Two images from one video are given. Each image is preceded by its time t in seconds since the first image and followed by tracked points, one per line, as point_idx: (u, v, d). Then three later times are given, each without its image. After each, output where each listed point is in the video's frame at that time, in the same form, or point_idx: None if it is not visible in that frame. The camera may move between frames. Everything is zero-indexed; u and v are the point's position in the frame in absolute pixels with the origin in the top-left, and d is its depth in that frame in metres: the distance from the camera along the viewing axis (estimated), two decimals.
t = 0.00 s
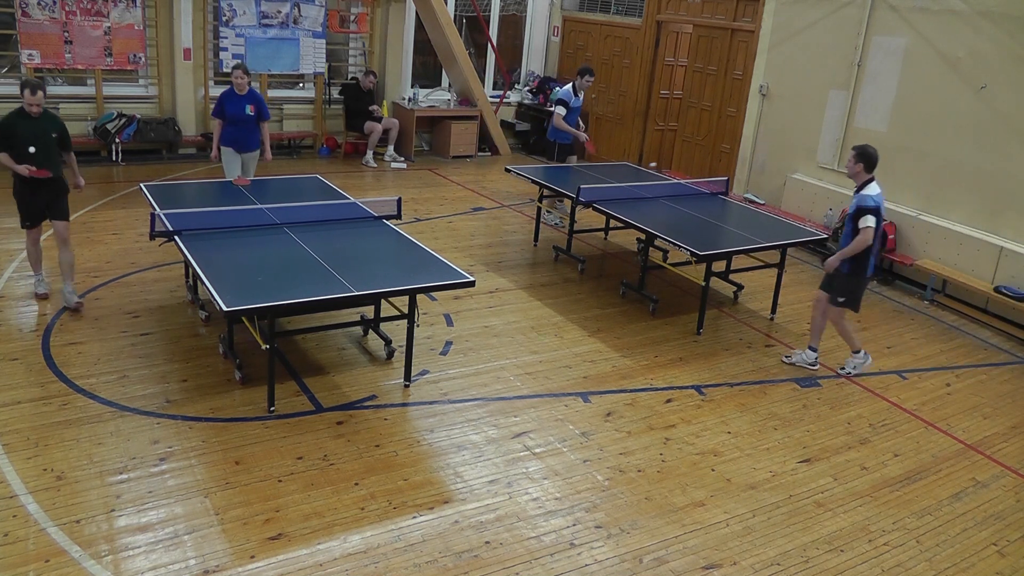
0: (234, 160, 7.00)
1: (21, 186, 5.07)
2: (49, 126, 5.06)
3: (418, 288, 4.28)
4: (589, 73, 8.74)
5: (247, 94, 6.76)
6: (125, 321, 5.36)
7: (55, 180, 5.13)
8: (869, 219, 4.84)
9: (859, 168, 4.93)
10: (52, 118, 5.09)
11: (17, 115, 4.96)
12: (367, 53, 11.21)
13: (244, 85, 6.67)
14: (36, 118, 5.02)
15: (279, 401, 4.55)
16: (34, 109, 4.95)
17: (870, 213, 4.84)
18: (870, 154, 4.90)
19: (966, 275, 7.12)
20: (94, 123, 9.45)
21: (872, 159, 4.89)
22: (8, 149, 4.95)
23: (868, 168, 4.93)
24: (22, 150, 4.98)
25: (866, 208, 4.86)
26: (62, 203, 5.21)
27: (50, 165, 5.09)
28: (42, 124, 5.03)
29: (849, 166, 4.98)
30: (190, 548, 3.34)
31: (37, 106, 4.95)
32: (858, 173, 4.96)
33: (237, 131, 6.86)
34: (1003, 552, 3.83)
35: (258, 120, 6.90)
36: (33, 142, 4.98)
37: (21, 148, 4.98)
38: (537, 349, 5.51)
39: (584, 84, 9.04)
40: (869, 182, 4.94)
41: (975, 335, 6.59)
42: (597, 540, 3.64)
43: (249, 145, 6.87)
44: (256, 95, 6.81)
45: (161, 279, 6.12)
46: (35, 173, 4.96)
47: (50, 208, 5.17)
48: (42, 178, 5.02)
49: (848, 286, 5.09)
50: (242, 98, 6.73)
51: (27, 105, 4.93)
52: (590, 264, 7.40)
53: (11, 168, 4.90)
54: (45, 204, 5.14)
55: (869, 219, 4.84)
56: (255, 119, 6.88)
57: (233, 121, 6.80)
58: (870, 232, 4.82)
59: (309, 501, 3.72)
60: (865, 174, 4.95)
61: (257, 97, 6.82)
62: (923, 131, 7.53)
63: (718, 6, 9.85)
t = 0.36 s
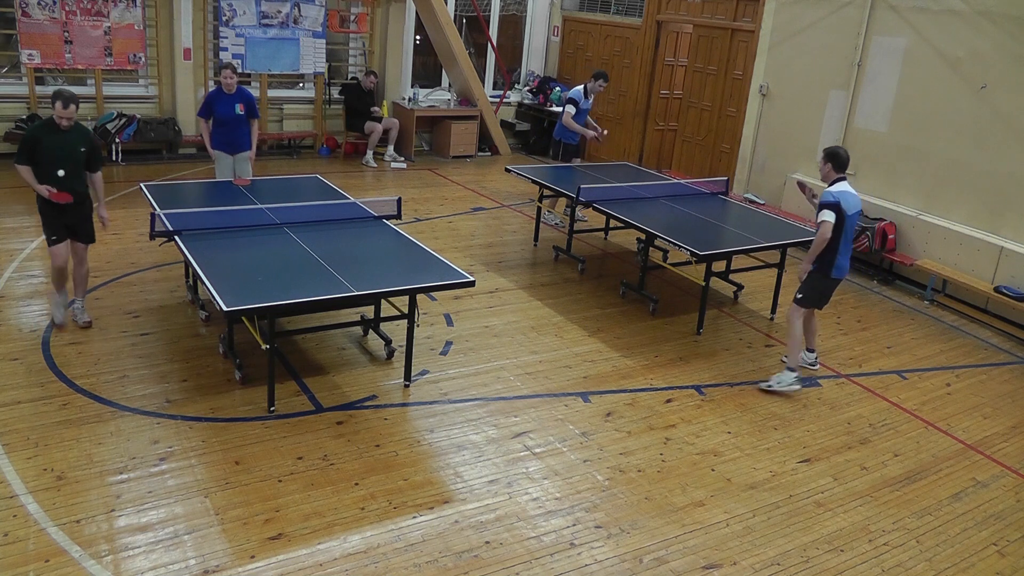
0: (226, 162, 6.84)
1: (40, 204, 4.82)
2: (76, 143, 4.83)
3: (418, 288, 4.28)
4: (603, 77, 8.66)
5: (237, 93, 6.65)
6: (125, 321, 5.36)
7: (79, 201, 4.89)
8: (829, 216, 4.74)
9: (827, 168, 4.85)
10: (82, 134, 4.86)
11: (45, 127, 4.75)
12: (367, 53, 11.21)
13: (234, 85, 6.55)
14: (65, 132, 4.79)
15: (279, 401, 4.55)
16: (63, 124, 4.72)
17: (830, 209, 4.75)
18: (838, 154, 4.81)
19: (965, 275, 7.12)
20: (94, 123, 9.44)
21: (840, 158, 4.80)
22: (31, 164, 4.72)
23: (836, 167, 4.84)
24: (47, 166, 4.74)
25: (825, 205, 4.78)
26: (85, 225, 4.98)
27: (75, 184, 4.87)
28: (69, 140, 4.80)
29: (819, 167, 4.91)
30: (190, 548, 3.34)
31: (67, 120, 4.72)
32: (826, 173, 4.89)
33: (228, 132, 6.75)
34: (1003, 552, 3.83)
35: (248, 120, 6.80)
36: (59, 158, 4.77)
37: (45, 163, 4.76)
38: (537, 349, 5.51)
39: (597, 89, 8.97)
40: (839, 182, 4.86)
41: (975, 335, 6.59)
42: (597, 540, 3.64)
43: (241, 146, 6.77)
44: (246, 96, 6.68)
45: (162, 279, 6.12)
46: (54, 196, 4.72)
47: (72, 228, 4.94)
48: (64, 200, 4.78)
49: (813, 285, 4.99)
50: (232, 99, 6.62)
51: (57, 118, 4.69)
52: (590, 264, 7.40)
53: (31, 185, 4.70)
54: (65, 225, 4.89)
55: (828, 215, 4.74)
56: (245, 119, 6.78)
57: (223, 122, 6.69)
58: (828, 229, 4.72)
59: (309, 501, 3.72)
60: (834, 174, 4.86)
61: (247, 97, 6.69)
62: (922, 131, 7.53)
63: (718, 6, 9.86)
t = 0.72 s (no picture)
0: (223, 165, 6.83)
1: (66, 233, 4.34)
2: (100, 162, 4.43)
3: (418, 288, 4.28)
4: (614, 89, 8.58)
5: (237, 99, 6.61)
6: (126, 321, 5.36)
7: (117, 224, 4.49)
8: (795, 229, 4.63)
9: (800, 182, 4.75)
10: (105, 152, 4.47)
11: (65, 149, 4.32)
12: (367, 53, 11.21)
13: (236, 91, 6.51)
14: (87, 152, 4.39)
15: (279, 401, 4.56)
16: (86, 143, 4.32)
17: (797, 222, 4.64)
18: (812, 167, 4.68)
19: (965, 275, 7.11)
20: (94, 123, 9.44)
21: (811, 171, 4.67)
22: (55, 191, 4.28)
23: (809, 179, 4.71)
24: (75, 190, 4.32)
25: (794, 218, 4.65)
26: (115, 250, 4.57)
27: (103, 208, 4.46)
28: (94, 161, 4.40)
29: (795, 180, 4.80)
30: (190, 548, 3.35)
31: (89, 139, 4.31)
32: (800, 186, 4.78)
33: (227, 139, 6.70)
34: (1003, 552, 3.84)
35: (248, 127, 6.75)
36: (86, 181, 4.36)
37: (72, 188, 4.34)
38: (537, 349, 5.51)
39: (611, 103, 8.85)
40: (812, 195, 4.73)
41: (975, 335, 6.59)
42: (597, 540, 3.64)
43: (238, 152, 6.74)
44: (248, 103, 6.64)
45: (162, 279, 6.13)
46: (91, 223, 4.32)
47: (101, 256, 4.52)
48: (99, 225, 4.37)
49: (795, 300, 4.82)
50: (233, 105, 6.58)
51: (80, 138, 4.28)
52: (590, 264, 7.40)
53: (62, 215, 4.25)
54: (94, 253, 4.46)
55: (795, 227, 4.63)
56: (245, 126, 6.73)
57: (223, 128, 6.65)
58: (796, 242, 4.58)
59: (309, 501, 3.72)
60: (808, 187, 4.74)
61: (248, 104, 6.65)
62: (922, 131, 7.53)
63: (718, 7, 9.86)
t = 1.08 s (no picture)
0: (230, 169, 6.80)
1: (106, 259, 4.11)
2: (139, 182, 4.20)
3: (417, 288, 4.28)
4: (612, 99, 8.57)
5: (251, 113, 6.51)
6: (126, 321, 5.36)
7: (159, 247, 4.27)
8: (801, 232, 4.62)
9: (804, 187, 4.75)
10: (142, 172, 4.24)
11: (103, 167, 4.08)
12: (367, 53, 11.22)
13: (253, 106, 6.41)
14: (125, 172, 4.15)
15: (279, 401, 4.56)
16: (128, 163, 4.08)
17: (803, 226, 4.63)
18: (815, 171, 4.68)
19: (966, 275, 7.11)
20: (94, 123, 9.44)
21: (815, 175, 4.67)
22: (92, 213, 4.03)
23: (813, 184, 4.71)
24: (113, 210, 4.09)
25: (797, 222, 4.66)
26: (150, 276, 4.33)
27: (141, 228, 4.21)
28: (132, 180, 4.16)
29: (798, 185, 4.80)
30: (190, 548, 3.35)
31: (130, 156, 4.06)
32: (803, 190, 4.78)
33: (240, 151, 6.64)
34: (1004, 552, 3.83)
35: (261, 140, 6.65)
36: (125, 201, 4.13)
37: (110, 210, 4.10)
38: (537, 349, 5.51)
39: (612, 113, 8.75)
40: (816, 199, 4.74)
41: (975, 335, 6.59)
42: (597, 540, 3.64)
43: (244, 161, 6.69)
44: (263, 117, 6.52)
45: (161, 280, 6.12)
46: (136, 244, 4.07)
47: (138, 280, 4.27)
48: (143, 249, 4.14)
49: (801, 304, 4.80)
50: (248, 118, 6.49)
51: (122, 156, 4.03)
52: (590, 264, 7.40)
53: (105, 238, 4.00)
54: (128, 279, 4.21)
55: (800, 231, 4.62)
56: (259, 139, 6.63)
57: (235, 141, 6.57)
58: (800, 246, 4.58)
59: (309, 500, 3.72)
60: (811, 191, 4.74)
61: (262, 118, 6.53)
62: (922, 131, 7.53)
63: (718, 7, 9.87)
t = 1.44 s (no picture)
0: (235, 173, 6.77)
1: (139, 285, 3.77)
2: (180, 203, 3.87)
3: (417, 288, 4.28)
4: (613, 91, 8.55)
5: (256, 118, 6.44)
6: (126, 321, 5.36)
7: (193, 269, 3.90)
8: (798, 230, 4.63)
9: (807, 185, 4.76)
10: (186, 193, 3.92)
11: (144, 186, 3.75)
12: (367, 54, 11.22)
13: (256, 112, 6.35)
14: (167, 192, 3.82)
15: (279, 401, 4.56)
16: (171, 182, 3.76)
17: (800, 223, 4.63)
18: (818, 169, 4.69)
19: (966, 275, 7.11)
20: (94, 123, 9.44)
21: (818, 173, 4.68)
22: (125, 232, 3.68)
23: (815, 182, 4.72)
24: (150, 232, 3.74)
25: (795, 220, 4.67)
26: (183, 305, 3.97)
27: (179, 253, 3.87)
28: (174, 201, 3.83)
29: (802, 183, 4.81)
30: (190, 548, 3.34)
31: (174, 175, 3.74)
32: (806, 188, 4.79)
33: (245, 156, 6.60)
34: (1003, 552, 3.83)
35: (266, 144, 6.61)
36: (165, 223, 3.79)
37: (146, 231, 3.75)
38: (537, 349, 5.51)
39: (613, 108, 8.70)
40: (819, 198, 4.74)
41: (975, 335, 6.59)
42: (598, 540, 3.64)
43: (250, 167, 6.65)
44: (266, 123, 6.47)
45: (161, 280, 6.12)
46: (172, 266, 3.71)
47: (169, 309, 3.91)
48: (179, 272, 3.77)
49: (796, 302, 4.81)
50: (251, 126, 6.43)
51: (165, 175, 3.71)
52: (590, 264, 7.40)
53: (140, 260, 3.65)
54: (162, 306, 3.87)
55: (797, 229, 4.63)
56: (264, 143, 6.59)
57: (241, 146, 6.52)
58: (796, 243, 4.59)
59: (309, 500, 3.72)
60: (813, 189, 4.75)
61: (266, 124, 6.47)
62: (923, 131, 7.53)
63: (718, 7, 9.87)
